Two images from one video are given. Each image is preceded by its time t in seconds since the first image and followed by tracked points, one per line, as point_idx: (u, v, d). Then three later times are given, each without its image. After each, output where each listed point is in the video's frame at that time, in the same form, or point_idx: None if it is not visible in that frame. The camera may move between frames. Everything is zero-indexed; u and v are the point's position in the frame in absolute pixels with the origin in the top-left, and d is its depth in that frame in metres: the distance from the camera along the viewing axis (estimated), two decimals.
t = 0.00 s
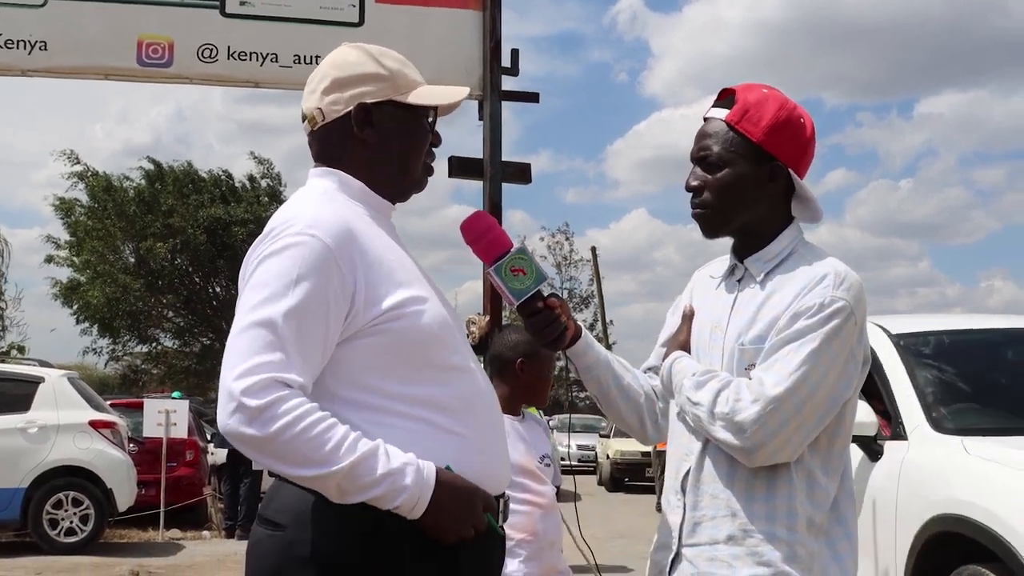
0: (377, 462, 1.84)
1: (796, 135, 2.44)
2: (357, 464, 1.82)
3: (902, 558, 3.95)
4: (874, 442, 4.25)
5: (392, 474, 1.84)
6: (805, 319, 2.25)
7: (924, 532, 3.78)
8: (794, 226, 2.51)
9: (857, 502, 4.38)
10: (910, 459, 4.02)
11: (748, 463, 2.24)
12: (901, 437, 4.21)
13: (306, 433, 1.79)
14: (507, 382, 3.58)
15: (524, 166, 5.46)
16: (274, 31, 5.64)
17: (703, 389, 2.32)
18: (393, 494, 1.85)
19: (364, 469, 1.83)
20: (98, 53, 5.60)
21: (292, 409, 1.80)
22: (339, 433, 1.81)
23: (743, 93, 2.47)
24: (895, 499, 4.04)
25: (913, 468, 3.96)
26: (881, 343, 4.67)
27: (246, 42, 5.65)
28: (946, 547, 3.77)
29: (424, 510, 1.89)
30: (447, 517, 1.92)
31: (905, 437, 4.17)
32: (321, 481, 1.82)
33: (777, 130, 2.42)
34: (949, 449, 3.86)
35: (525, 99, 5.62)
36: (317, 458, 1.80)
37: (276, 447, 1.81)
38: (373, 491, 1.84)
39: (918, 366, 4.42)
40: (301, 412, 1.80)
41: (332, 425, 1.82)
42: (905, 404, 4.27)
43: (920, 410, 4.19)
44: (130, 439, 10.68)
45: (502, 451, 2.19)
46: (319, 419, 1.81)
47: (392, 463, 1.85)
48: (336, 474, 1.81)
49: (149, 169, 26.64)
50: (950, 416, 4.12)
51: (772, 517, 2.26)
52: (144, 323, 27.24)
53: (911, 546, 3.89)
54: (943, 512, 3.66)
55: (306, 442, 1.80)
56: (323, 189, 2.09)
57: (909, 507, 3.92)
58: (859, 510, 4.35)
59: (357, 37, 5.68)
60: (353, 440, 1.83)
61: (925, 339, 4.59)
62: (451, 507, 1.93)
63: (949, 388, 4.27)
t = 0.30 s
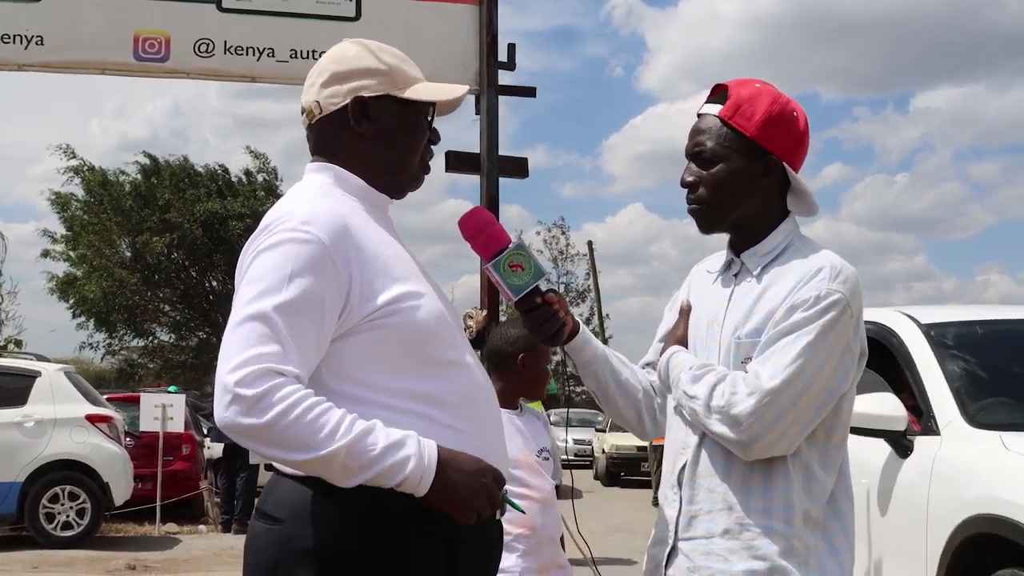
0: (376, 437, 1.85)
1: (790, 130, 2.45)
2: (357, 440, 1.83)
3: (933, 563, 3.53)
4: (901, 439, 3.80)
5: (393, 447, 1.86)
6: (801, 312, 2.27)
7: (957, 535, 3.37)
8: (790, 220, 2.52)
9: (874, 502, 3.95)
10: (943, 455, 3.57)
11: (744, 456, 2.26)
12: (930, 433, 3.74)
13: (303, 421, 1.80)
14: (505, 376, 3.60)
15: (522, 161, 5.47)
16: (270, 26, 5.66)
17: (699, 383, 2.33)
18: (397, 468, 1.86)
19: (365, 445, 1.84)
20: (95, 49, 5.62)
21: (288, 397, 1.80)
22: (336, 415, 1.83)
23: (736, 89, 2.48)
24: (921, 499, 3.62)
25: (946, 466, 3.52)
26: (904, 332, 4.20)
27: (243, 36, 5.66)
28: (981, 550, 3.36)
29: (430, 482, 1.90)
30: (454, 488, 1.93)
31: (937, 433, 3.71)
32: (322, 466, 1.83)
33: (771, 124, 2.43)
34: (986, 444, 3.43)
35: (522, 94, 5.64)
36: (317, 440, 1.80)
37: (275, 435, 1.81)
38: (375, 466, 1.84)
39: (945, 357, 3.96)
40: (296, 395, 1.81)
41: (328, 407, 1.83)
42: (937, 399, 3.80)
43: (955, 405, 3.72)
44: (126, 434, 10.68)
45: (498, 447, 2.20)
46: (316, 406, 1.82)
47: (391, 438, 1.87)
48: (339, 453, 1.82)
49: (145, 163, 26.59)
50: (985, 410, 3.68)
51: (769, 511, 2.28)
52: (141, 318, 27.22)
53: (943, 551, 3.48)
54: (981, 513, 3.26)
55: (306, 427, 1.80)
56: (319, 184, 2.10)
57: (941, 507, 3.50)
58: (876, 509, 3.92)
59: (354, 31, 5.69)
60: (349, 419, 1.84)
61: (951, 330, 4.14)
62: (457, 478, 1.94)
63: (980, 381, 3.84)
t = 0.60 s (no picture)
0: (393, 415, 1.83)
1: (787, 127, 2.46)
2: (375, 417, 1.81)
3: (964, 574, 3.23)
4: (925, 441, 3.57)
5: (416, 427, 1.83)
6: (798, 307, 2.28)
7: (989, 544, 3.10)
8: (790, 217, 2.53)
9: (896, 512, 3.69)
10: (973, 456, 3.32)
11: (740, 451, 2.27)
12: (958, 434, 3.51)
13: (317, 413, 1.78)
14: (503, 374, 3.60)
15: (519, 157, 5.48)
16: (268, 22, 5.66)
17: (696, 378, 2.34)
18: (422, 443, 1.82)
19: (386, 421, 1.82)
20: (93, 46, 5.63)
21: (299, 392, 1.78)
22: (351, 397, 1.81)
23: (733, 86, 2.49)
24: (948, 507, 3.35)
25: (976, 467, 3.27)
26: (926, 327, 4.05)
27: (241, 33, 5.66)
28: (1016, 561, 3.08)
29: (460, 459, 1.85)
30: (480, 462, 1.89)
31: (965, 433, 3.48)
32: (348, 454, 1.81)
33: (768, 121, 2.44)
34: (1019, 445, 3.18)
35: (520, 91, 5.64)
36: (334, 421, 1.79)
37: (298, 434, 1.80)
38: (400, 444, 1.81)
39: (971, 353, 3.79)
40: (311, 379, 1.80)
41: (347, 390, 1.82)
42: (962, 394, 3.61)
43: (981, 402, 3.52)
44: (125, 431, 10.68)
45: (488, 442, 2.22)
46: (327, 395, 1.79)
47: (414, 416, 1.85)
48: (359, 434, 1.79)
49: (142, 160, 26.56)
50: (1013, 407, 3.47)
51: (765, 507, 2.28)
52: (138, 315, 27.22)
53: (973, 560, 3.19)
54: (1014, 520, 2.99)
55: (320, 418, 1.79)
56: (312, 182, 2.10)
57: (969, 514, 3.22)
58: (898, 519, 3.65)
59: (352, 28, 5.70)
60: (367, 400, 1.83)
61: (976, 325, 3.97)
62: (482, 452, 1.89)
63: (1008, 376, 3.65)
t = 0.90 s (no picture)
0: (400, 537, 1.80)
1: (785, 133, 2.46)
2: (383, 534, 1.79)
3: None
4: (950, 453, 3.24)
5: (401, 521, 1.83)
6: (794, 313, 2.28)
7: None
8: (785, 223, 2.53)
9: (917, 530, 3.35)
10: (1006, 471, 2.99)
11: (737, 457, 2.27)
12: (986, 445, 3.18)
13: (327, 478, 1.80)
14: (499, 378, 3.59)
15: (515, 162, 5.47)
16: (265, 27, 5.67)
17: (692, 383, 2.34)
18: None
19: (391, 545, 1.79)
20: (90, 51, 5.64)
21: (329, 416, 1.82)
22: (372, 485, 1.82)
23: (733, 91, 2.48)
24: (977, 525, 3.01)
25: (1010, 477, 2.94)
26: (945, 330, 3.79)
27: (237, 38, 5.67)
28: None
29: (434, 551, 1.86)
30: None
31: (996, 441, 3.15)
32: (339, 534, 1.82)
33: (766, 127, 2.44)
34: None
35: (516, 96, 5.64)
36: (348, 499, 1.79)
37: (309, 483, 1.81)
38: (389, 570, 1.79)
39: (996, 355, 3.51)
40: (347, 453, 1.82)
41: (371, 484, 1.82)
42: (987, 400, 3.32)
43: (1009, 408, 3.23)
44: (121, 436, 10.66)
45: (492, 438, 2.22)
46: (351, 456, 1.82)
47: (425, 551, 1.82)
48: (354, 531, 1.79)
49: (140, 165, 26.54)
50: None
51: (762, 513, 2.28)
52: (135, 319, 27.18)
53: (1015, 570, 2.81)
54: None
55: (335, 485, 1.80)
56: (310, 187, 2.10)
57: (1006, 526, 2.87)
58: (922, 543, 3.29)
59: (348, 33, 5.70)
60: (388, 509, 1.82)
61: (1002, 326, 3.68)
62: None
63: None
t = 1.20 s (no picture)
0: (380, 533, 1.83)
1: (781, 131, 2.47)
2: (365, 529, 1.82)
3: None
4: (987, 448, 2.99)
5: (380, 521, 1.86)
6: (792, 313, 2.29)
7: None
8: (781, 220, 2.54)
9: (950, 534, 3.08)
10: None
11: (734, 456, 2.28)
12: None
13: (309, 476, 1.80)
14: (495, 375, 3.59)
15: (511, 161, 5.48)
16: (260, 26, 5.68)
17: (691, 383, 2.35)
18: None
19: (372, 540, 1.82)
20: (85, 50, 5.65)
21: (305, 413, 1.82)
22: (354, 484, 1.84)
23: (727, 89, 2.49)
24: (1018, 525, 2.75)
25: None
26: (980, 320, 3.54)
27: (233, 37, 5.68)
28: None
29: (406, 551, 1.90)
30: None
31: None
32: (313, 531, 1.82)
33: (761, 125, 2.45)
34: None
35: (512, 94, 5.65)
36: (332, 497, 1.81)
37: (287, 482, 1.81)
38: (370, 563, 1.82)
39: None
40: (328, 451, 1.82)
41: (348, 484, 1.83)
42: None
43: None
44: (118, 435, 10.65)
45: (488, 439, 2.22)
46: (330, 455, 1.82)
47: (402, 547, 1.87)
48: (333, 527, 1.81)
49: (137, 164, 26.51)
50: None
51: (759, 511, 2.29)
52: (133, 319, 27.18)
53: None
54: None
55: (315, 484, 1.80)
56: (309, 184, 2.09)
57: None
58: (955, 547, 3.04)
59: (344, 32, 5.71)
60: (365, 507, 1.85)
61: None
62: None
63: None
